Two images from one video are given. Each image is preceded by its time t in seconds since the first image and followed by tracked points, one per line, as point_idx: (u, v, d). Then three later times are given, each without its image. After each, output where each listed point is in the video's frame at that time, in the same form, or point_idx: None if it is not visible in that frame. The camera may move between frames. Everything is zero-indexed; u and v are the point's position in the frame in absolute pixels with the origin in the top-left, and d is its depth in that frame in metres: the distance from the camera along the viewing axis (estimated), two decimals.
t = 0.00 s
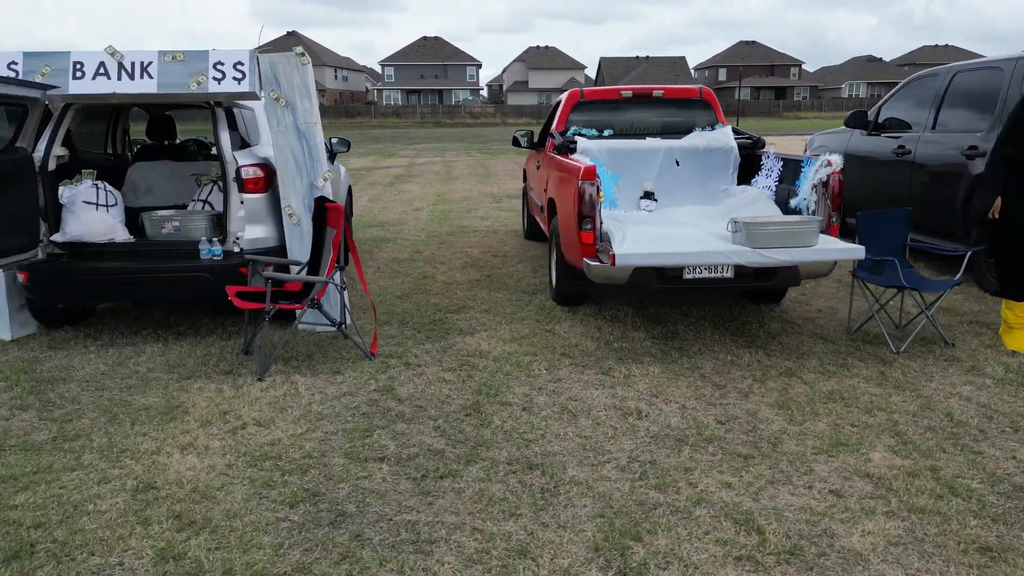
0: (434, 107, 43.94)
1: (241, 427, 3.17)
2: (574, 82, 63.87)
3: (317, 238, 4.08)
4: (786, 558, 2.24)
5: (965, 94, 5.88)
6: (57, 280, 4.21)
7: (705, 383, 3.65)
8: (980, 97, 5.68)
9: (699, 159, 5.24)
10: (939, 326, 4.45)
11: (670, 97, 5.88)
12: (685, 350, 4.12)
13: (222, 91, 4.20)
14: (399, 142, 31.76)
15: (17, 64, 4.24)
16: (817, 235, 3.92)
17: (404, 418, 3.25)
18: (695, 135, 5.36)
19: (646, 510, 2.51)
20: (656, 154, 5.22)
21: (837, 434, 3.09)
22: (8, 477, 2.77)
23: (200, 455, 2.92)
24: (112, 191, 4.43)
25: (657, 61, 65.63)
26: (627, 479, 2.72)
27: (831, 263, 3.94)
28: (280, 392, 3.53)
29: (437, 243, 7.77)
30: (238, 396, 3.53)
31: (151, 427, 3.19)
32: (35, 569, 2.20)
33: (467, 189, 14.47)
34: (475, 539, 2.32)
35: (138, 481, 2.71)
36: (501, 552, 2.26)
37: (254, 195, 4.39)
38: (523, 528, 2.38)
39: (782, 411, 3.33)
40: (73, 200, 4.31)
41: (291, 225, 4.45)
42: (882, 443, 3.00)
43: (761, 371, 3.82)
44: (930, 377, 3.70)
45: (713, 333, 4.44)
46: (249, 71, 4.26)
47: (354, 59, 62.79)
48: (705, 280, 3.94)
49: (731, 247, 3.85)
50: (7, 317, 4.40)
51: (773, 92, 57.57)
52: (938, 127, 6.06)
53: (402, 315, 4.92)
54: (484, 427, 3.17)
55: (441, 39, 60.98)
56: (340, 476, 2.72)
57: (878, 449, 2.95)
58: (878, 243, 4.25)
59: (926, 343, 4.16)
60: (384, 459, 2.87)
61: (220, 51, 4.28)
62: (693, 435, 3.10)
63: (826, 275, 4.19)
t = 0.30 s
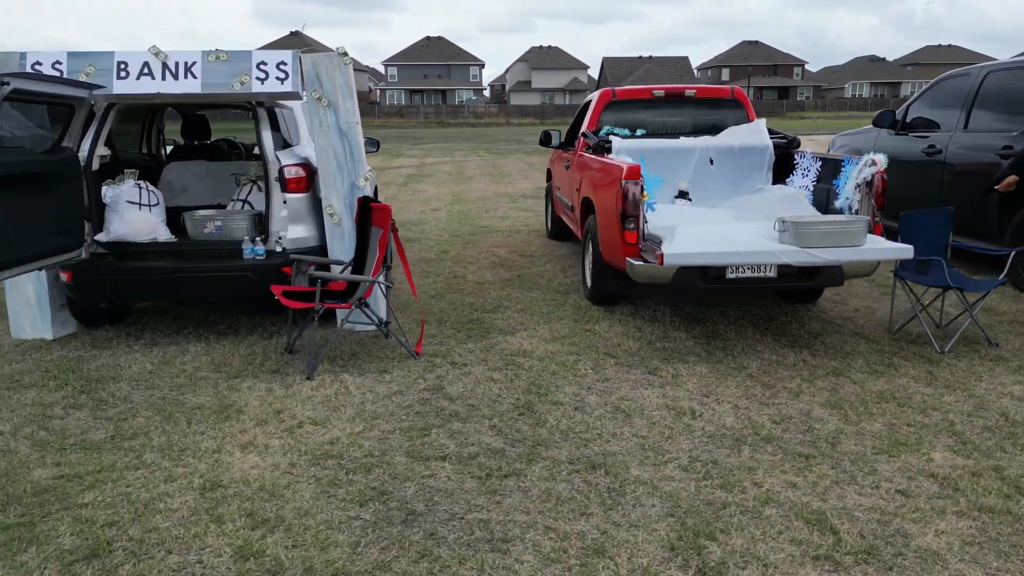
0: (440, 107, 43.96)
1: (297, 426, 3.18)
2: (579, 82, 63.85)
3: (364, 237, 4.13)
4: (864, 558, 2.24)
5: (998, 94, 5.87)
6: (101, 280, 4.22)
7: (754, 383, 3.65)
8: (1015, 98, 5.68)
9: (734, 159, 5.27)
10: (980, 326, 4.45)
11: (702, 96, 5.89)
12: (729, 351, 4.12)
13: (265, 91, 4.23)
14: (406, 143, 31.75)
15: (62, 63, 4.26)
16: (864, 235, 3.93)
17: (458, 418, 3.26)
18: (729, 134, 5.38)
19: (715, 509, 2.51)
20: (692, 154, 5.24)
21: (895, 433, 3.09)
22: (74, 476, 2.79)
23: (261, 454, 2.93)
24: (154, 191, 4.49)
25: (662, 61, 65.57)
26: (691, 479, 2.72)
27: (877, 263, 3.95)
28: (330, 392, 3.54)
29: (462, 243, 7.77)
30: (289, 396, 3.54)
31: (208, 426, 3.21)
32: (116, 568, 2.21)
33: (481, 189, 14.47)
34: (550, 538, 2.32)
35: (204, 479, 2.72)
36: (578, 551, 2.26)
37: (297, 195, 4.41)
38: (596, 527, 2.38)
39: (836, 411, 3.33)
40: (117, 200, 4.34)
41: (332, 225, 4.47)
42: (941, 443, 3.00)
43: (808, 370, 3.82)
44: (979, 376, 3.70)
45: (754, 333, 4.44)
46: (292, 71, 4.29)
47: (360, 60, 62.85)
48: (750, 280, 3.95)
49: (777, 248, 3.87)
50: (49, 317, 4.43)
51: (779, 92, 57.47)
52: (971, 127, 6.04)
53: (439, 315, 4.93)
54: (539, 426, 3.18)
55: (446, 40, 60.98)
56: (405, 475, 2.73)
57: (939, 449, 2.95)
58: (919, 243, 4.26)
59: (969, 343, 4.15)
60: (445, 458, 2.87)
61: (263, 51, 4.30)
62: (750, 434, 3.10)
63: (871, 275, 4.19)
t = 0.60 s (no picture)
0: (446, 108, 43.98)
1: (337, 425, 3.19)
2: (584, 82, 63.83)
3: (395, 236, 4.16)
4: (917, 559, 2.24)
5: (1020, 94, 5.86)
6: (133, 280, 4.24)
7: (788, 384, 3.65)
8: None
9: (760, 160, 5.28)
10: (1009, 327, 4.44)
11: (725, 97, 5.91)
12: (759, 351, 4.13)
13: (296, 91, 4.29)
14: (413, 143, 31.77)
15: (93, 64, 4.28)
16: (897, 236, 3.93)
17: (496, 417, 3.26)
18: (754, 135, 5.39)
19: (763, 509, 2.51)
20: (717, 154, 5.26)
21: (935, 434, 3.08)
22: (119, 475, 2.79)
23: (304, 453, 2.94)
24: (183, 191, 4.53)
25: (667, 61, 65.54)
26: (735, 480, 2.71)
27: (908, 263, 3.95)
28: (366, 392, 3.56)
29: (479, 243, 7.78)
30: (324, 396, 3.55)
31: (247, 425, 3.22)
32: (171, 567, 2.21)
33: (491, 189, 14.48)
34: (602, 538, 2.32)
35: (249, 478, 2.73)
36: (631, 550, 2.26)
37: (326, 195, 4.44)
38: (646, 528, 2.38)
39: (873, 411, 3.33)
40: (148, 200, 4.38)
41: (361, 224, 4.52)
42: (982, 444, 3.00)
43: (841, 371, 3.82)
44: (1013, 377, 3.69)
45: (782, 333, 4.45)
46: (322, 72, 4.34)
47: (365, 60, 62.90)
48: (780, 280, 3.96)
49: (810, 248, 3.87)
50: (79, 317, 4.45)
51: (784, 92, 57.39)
52: (994, 127, 6.03)
53: (465, 315, 4.94)
54: (578, 426, 3.18)
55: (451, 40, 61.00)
56: (449, 475, 2.74)
57: (980, 449, 2.94)
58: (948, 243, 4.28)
59: (1000, 343, 4.15)
60: (487, 458, 2.88)
61: (294, 51, 4.33)
62: (789, 434, 3.11)
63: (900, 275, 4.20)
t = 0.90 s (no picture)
0: (459, 108, 44.02)
1: (379, 425, 3.21)
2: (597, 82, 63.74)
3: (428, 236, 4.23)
4: (976, 563, 2.22)
5: None
6: (170, 279, 4.27)
7: (827, 386, 3.64)
8: None
9: (791, 160, 5.26)
10: None
11: (754, 97, 5.86)
12: (795, 352, 4.11)
13: (330, 91, 4.28)
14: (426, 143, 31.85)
15: (130, 65, 4.26)
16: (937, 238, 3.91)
17: (536, 417, 3.27)
18: (785, 135, 5.36)
19: (814, 512, 2.50)
20: (748, 154, 5.24)
21: (982, 437, 3.06)
22: (168, 473, 2.82)
23: (349, 452, 2.96)
24: (218, 191, 4.57)
25: (679, 61, 65.31)
26: (784, 482, 2.70)
27: (948, 265, 3.93)
28: (404, 391, 3.57)
29: (503, 243, 7.79)
30: (364, 396, 3.57)
31: (290, 424, 3.24)
32: (229, 564, 2.23)
33: (509, 189, 14.49)
34: (656, 539, 2.31)
35: (297, 477, 2.75)
36: (686, 551, 2.25)
37: (361, 195, 4.46)
38: (698, 529, 2.38)
39: (916, 414, 3.30)
40: (184, 200, 4.41)
41: (395, 225, 4.55)
42: None
43: (880, 373, 3.79)
44: None
45: (816, 335, 4.42)
46: (356, 72, 4.32)
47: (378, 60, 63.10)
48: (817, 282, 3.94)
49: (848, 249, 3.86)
50: (116, 316, 4.49)
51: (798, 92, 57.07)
52: None
53: (496, 315, 4.94)
54: (620, 427, 3.17)
55: (463, 40, 61.08)
56: (496, 475, 2.74)
57: None
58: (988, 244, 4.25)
59: None
60: (533, 458, 2.88)
61: (328, 52, 4.34)
62: (833, 436, 3.09)
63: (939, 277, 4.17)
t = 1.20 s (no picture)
0: (476, 108, 44.11)
1: (427, 423, 3.22)
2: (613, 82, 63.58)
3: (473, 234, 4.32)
4: None
5: None
6: (213, 277, 4.31)
7: (875, 387, 3.60)
8: None
9: (829, 159, 5.22)
10: None
11: (789, 95, 5.85)
12: (838, 353, 4.08)
13: (372, 91, 4.30)
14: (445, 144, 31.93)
15: (175, 64, 4.28)
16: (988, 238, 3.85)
17: (584, 416, 3.26)
18: (822, 134, 5.33)
19: (877, 515, 2.47)
20: (785, 153, 5.21)
21: None
22: (223, 468, 2.84)
23: (400, 450, 2.97)
24: (259, 189, 4.59)
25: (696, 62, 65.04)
26: (841, 483, 2.67)
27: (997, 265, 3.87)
28: (449, 390, 3.58)
29: (531, 243, 7.79)
30: (408, 394, 3.57)
31: (338, 422, 3.26)
32: (293, 559, 2.24)
33: (531, 189, 14.49)
34: (718, 539, 2.30)
35: (352, 474, 2.76)
36: (751, 552, 2.23)
37: (401, 194, 4.49)
38: (761, 530, 2.36)
39: (970, 415, 3.26)
40: (225, 199, 4.44)
41: (433, 223, 4.57)
42: None
43: (928, 374, 3.75)
44: None
45: (858, 335, 4.38)
46: (397, 71, 4.34)
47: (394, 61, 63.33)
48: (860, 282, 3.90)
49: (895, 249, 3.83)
50: (158, 313, 4.53)
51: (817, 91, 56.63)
52: None
53: (532, 314, 4.94)
54: (669, 427, 3.16)
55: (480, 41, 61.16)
56: (550, 473, 2.75)
57: None
58: None
59: None
60: (585, 457, 2.87)
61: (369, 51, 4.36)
62: (886, 437, 3.06)
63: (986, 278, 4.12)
